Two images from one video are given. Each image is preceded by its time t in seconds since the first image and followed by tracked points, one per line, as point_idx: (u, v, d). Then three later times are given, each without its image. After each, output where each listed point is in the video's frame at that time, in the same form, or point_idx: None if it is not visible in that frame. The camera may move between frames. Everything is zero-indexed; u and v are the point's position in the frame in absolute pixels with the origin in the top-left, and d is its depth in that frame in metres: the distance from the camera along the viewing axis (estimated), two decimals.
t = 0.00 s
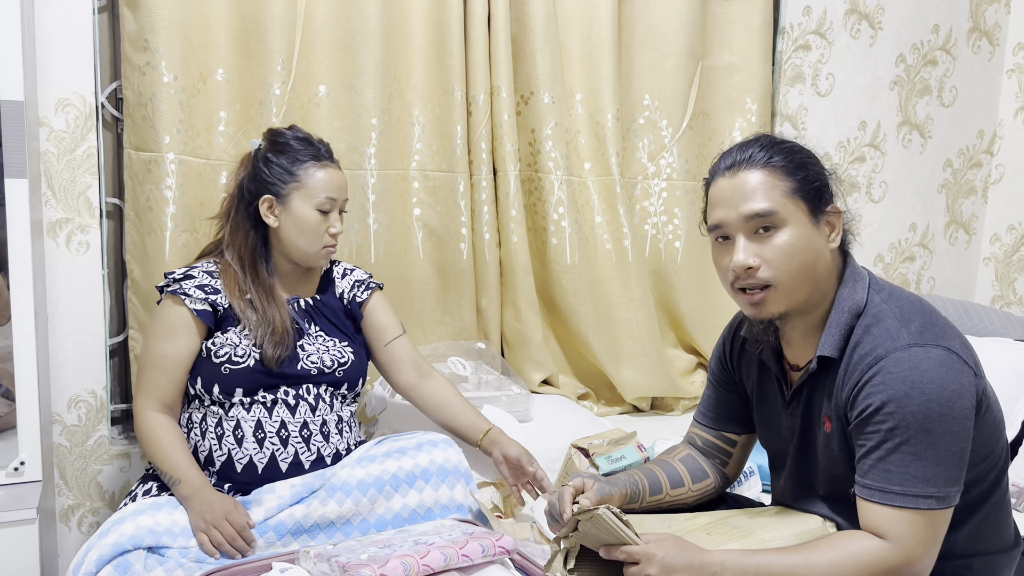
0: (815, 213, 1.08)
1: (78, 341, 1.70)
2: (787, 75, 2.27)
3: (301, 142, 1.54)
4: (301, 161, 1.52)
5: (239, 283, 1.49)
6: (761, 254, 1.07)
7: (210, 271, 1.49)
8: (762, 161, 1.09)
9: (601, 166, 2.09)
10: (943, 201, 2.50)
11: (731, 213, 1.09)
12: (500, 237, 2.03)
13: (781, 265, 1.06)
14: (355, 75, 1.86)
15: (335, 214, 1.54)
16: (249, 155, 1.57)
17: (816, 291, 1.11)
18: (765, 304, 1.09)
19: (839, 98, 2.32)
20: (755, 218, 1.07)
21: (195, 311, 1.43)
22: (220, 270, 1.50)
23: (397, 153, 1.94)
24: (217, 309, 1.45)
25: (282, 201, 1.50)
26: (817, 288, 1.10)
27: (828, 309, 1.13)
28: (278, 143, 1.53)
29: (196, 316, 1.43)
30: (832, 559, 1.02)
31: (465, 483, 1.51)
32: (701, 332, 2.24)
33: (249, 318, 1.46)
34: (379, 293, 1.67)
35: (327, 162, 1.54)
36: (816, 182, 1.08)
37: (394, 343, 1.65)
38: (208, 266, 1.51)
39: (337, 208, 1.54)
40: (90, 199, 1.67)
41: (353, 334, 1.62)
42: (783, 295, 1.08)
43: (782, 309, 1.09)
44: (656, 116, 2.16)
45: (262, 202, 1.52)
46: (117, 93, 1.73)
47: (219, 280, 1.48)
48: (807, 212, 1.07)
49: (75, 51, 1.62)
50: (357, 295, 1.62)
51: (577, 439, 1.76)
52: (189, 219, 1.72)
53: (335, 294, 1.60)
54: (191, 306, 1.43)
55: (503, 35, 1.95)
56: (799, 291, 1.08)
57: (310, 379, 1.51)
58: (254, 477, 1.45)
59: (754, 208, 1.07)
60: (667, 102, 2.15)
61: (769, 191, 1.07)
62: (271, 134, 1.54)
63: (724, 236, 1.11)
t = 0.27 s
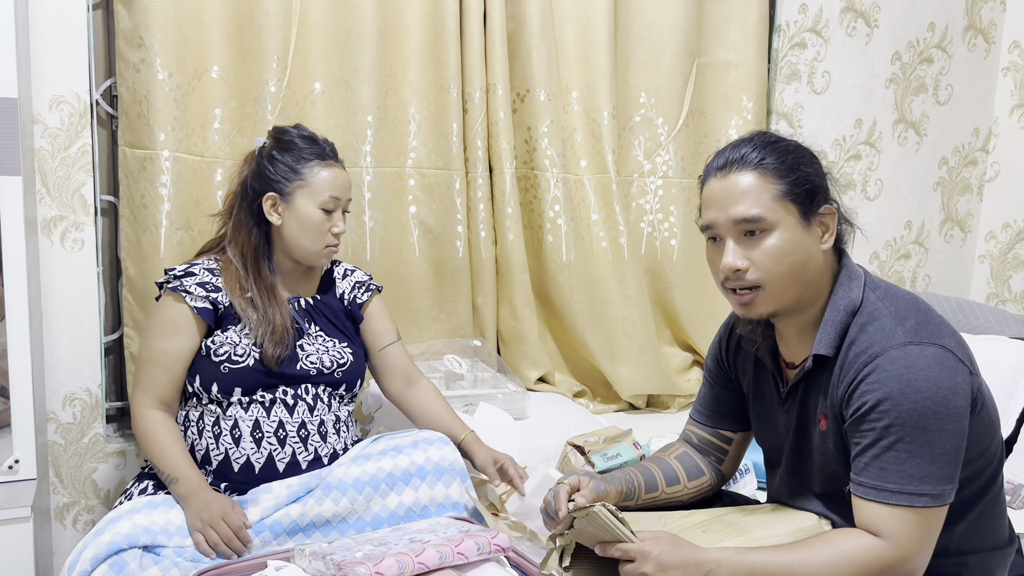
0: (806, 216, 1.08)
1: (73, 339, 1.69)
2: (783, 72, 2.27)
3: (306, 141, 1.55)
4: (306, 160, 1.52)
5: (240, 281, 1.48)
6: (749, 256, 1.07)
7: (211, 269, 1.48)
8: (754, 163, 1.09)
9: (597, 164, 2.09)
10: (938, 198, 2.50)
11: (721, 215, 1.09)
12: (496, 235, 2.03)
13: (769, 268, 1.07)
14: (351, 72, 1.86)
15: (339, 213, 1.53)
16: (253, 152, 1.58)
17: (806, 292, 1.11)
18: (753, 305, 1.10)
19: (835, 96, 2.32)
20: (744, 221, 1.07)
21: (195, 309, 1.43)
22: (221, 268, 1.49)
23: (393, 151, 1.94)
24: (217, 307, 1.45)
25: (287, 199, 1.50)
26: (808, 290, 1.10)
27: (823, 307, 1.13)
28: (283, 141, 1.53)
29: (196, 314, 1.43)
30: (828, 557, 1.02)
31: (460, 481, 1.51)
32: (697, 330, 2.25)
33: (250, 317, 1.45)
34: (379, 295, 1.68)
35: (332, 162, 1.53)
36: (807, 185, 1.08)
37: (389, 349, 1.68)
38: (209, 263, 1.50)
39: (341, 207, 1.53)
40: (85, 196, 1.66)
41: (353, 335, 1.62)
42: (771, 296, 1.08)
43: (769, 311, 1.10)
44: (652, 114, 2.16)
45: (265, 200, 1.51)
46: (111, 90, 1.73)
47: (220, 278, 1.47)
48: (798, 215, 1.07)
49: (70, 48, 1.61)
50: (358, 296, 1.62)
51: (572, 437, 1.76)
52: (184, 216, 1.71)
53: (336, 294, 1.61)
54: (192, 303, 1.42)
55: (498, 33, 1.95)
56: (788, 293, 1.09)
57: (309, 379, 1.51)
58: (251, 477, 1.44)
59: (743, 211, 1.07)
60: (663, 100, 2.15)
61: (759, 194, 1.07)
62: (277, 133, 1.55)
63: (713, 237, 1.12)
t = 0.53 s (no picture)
0: (804, 217, 1.07)
1: (69, 337, 1.69)
2: (781, 71, 2.29)
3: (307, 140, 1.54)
4: (306, 159, 1.52)
5: (238, 280, 1.48)
6: (745, 255, 1.08)
7: (209, 267, 1.48)
8: (754, 162, 1.09)
9: (594, 162, 2.09)
10: (935, 197, 2.50)
11: (718, 213, 1.09)
12: (493, 233, 2.03)
13: (764, 268, 1.07)
14: (348, 70, 1.85)
15: (339, 214, 1.53)
16: (254, 149, 1.57)
17: (801, 292, 1.11)
18: (744, 301, 1.10)
19: (832, 95, 2.32)
20: (741, 220, 1.07)
21: (193, 308, 1.42)
22: (220, 266, 1.49)
23: (390, 149, 1.93)
24: (216, 306, 1.45)
25: (287, 199, 1.50)
26: (802, 290, 1.11)
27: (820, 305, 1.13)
28: (283, 141, 1.53)
29: (194, 313, 1.42)
30: (825, 555, 1.02)
31: (458, 480, 1.51)
32: (694, 328, 2.25)
33: (249, 316, 1.45)
34: (379, 295, 1.66)
35: (333, 162, 1.53)
36: (807, 186, 1.07)
37: (389, 348, 1.67)
38: (208, 261, 1.50)
39: (341, 208, 1.53)
40: (81, 194, 1.66)
41: (352, 336, 1.62)
42: (762, 294, 1.08)
43: (760, 308, 1.10)
44: (650, 112, 2.15)
45: (265, 199, 1.51)
46: (107, 88, 1.72)
47: (219, 276, 1.47)
48: (796, 216, 1.07)
49: (66, 45, 1.61)
50: (357, 296, 1.61)
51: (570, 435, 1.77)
52: (181, 215, 1.71)
53: (335, 294, 1.60)
54: (190, 302, 1.42)
55: (496, 31, 1.94)
56: (781, 292, 1.09)
57: (307, 379, 1.51)
58: (248, 477, 1.44)
59: (742, 210, 1.07)
60: (660, 99, 2.15)
61: (757, 194, 1.07)
62: (277, 132, 1.54)
63: (711, 233, 1.12)
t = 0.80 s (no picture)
0: (796, 221, 1.06)
1: (66, 337, 1.68)
2: (780, 71, 2.28)
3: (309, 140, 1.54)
4: (308, 159, 1.51)
5: (241, 279, 1.48)
6: (736, 259, 1.08)
7: (213, 265, 1.48)
8: (746, 166, 1.08)
9: (594, 161, 2.09)
10: (934, 197, 2.50)
11: (712, 216, 1.09)
12: (492, 233, 2.03)
13: (755, 273, 1.07)
14: (346, 69, 1.85)
15: (340, 213, 1.52)
16: (256, 150, 1.57)
17: (795, 295, 1.10)
18: (737, 305, 1.11)
19: (832, 94, 2.32)
20: (732, 225, 1.07)
21: (195, 305, 1.42)
22: (223, 265, 1.48)
23: (389, 148, 1.93)
24: (218, 304, 1.44)
25: (287, 199, 1.49)
26: (797, 292, 1.10)
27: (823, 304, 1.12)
28: (286, 140, 1.52)
29: (196, 310, 1.42)
30: (826, 556, 1.01)
31: (457, 480, 1.50)
32: (693, 328, 2.24)
33: (251, 316, 1.44)
34: (383, 296, 1.65)
35: (334, 160, 1.53)
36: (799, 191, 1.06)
37: (398, 347, 1.65)
38: (212, 259, 1.50)
39: (343, 207, 1.52)
40: (79, 193, 1.65)
41: (354, 338, 1.60)
42: (755, 299, 1.09)
43: (754, 311, 1.10)
44: (649, 112, 2.15)
45: (267, 199, 1.50)
46: (105, 87, 1.72)
47: (222, 275, 1.47)
48: (787, 220, 1.06)
49: (63, 44, 1.60)
50: (360, 299, 1.60)
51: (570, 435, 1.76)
52: (179, 214, 1.70)
53: (338, 295, 1.59)
54: (192, 299, 1.41)
55: (495, 30, 1.94)
56: (774, 296, 1.09)
57: (307, 380, 1.50)
58: (246, 477, 1.44)
59: (732, 214, 1.07)
60: (659, 98, 2.14)
61: (748, 199, 1.06)
62: (279, 131, 1.54)
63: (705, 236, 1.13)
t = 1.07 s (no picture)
0: (787, 228, 1.06)
1: (63, 340, 1.68)
2: (778, 73, 2.27)
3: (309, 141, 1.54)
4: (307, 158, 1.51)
5: (247, 280, 1.47)
6: (727, 263, 1.09)
7: (221, 266, 1.48)
8: (738, 172, 1.08)
9: (592, 164, 2.08)
10: (933, 200, 2.50)
11: (704, 220, 1.10)
12: (491, 235, 2.02)
13: (745, 277, 1.08)
14: (345, 71, 1.84)
15: (342, 210, 1.51)
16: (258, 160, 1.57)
17: (786, 299, 1.10)
18: (728, 308, 1.12)
19: (830, 97, 2.32)
20: (722, 229, 1.08)
21: (202, 305, 1.42)
22: (231, 266, 1.49)
23: (387, 150, 1.93)
24: (225, 305, 1.44)
25: (288, 199, 1.50)
26: (789, 297, 1.10)
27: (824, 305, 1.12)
28: (286, 142, 1.52)
29: (203, 310, 1.42)
30: (826, 561, 1.01)
31: (456, 487, 1.49)
32: (692, 331, 2.24)
33: (258, 318, 1.44)
34: (391, 300, 1.64)
35: (334, 157, 1.53)
36: (790, 197, 1.05)
37: (410, 347, 1.63)
38: (220, 260, 1.50)
39: (344, 203, 1.51)
40: (76, 196, 1.64)
41: (360, 343, 1.59)
42: (745, 303, 1.10)
43: (745, 315, 1.11)
44: (647, 114, 2.15)
45: (269, 201, 1.51)
46: (102, 89, 1.71)
47: (230, 275, 1.47)
48: (778, 226, 1.06)
49: (60, 46, 1.60)
50: (367, 303, 1.59)
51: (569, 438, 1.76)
52: (177, 216, 1.70)
53: (345, 299, 1.58)
54: (200, 299, 1.42)
55: (494, 33, 1.93)
56: (765, 301, 1.09)
57: (311, 385, 1.49)
58: (247, 480, 1.43)
59: (723, 219, 1.07)
60: (658, 101, 2.14)
61: (739, 204, 1.06)
62: (279, 134, 1.54)
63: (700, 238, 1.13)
